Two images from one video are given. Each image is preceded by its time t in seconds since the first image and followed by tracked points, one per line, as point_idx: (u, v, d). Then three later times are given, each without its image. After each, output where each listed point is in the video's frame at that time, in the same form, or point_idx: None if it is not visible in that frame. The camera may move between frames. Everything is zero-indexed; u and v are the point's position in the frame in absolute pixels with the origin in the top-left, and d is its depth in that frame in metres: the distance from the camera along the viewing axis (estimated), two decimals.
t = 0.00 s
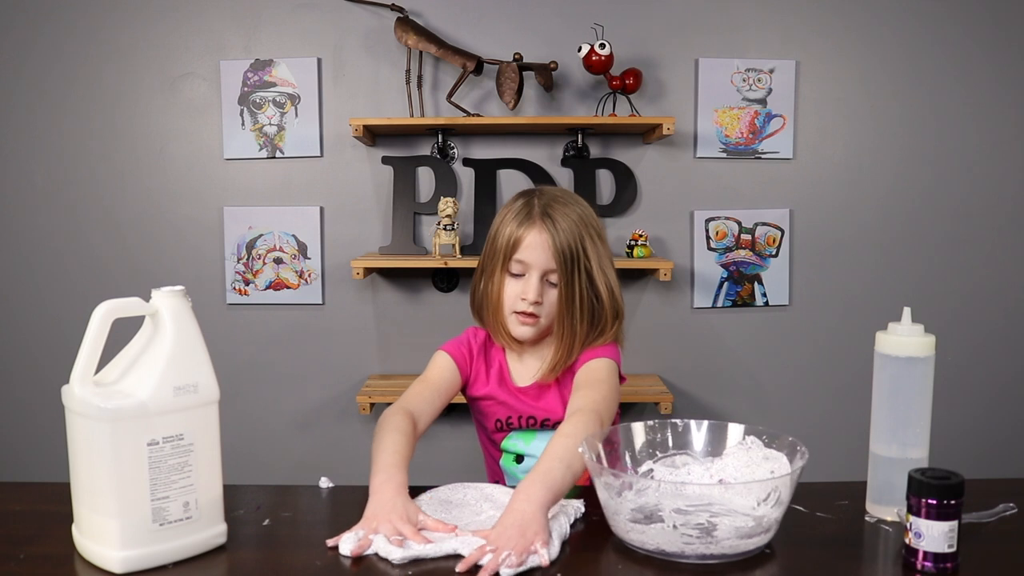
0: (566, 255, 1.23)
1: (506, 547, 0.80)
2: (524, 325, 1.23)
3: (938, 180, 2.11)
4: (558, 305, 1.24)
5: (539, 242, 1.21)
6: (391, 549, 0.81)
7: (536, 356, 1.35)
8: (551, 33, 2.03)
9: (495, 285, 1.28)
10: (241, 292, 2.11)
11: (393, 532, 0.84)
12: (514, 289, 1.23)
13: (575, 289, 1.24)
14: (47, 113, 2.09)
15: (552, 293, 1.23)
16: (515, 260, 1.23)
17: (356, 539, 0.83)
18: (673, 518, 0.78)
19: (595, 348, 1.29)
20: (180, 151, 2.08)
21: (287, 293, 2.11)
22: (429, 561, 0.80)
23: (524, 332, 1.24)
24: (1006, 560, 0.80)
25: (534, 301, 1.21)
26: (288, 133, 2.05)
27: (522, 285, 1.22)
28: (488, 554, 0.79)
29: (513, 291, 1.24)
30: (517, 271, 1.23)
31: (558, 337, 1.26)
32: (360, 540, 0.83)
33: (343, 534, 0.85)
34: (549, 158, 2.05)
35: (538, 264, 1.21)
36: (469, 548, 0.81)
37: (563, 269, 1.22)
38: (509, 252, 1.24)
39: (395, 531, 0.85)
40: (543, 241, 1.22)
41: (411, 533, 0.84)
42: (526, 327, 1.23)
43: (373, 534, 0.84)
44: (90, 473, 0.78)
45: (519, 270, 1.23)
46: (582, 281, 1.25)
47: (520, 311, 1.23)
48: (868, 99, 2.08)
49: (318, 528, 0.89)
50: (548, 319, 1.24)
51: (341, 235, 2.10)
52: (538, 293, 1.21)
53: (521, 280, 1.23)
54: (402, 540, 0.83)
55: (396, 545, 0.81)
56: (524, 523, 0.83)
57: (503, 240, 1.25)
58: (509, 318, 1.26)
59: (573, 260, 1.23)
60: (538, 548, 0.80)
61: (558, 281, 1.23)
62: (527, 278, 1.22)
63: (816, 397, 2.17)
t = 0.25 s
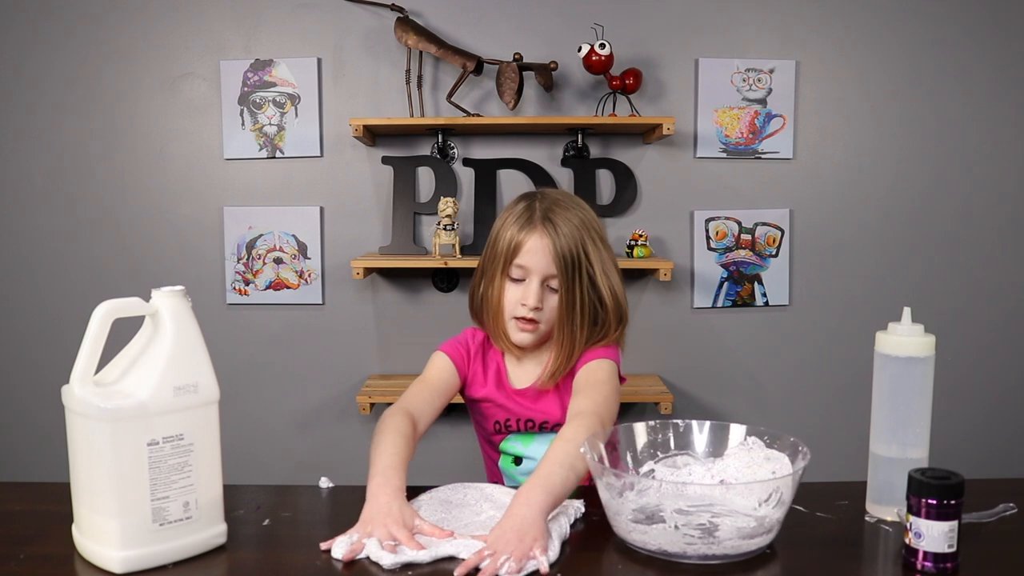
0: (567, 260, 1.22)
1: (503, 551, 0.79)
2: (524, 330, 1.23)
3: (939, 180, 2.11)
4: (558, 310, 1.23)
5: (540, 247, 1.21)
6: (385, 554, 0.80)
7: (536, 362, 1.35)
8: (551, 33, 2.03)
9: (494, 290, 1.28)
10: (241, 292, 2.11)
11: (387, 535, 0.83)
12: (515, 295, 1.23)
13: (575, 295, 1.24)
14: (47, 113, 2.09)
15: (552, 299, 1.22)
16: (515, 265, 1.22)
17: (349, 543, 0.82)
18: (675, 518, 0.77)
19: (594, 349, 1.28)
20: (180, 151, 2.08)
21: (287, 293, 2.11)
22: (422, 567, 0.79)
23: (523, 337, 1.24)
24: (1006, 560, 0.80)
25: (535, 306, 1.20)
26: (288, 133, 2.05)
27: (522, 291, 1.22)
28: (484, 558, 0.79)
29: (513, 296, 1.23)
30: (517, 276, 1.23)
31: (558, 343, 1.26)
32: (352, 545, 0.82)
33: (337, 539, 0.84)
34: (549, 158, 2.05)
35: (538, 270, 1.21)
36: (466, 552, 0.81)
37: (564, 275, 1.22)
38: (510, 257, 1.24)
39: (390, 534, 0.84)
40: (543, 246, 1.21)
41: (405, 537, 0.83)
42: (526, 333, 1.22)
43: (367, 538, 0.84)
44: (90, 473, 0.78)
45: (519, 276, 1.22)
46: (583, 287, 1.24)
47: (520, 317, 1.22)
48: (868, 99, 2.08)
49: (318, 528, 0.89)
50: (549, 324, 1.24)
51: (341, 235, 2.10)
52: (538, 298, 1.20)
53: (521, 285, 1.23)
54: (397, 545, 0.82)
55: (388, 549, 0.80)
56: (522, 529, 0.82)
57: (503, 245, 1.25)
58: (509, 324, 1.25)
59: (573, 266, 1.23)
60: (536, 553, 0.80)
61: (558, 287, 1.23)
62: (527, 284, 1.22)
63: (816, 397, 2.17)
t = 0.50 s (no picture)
0: (562, 262, 1.22)
1: (501, 550, 0.79)
2: (520, 331, 1.23)
3: (938, 180, 2.11)
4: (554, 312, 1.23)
5: (535, 249, 1.21)
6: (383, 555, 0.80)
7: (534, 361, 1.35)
8: (551, 33, 2.03)
9: (491, 292, 1.28)
10: (241, 292, 2.11)
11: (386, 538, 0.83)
12: (511, 296, 1.23)
13: (572, 296, 1.24)
14: (47, 113, 2.09)
15: (549, 300, 1.22)
16: (511, 266, 1.22)
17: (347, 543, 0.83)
18: (676, 518, 0.77)
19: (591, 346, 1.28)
20: (180, 151, 2.08)
21: (287, 293, 2.11)
22: (419, 570, 0.78)
23: (520, 339, 1.24)
24: (1006, 560, 0.80)
25: (530, 308, 1.20)
26: (288, 133, 2.05)
27: (518, 292, 1.22)
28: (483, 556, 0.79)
29: (509, 297, 1.23)
30: (513, 277, 1.23)
31: (555, 344, 1.26)
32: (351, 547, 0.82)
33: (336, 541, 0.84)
34: (549, 158, 2.05)
35: (534, 271, 1.21)
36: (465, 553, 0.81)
37: (560, 276, 1.22)
38: (506, 259, 1.24)
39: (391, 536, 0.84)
40: (539, 248, 1.21)
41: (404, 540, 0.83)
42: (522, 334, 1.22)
43: (366, 541, 0.83)
44: (90, 473, 0.78)
45: (515, 277, 1.22)
46: (579, 288, 1.24)
47: (516, 318, 1.22)
48: (868, 99, 2.08)
49: (318, 528, 0.89)
50: (545, 325, 1.24)
51: (341, 235, 2.10)
52: (534, 300, 1.20)
53: (517, 287, 1.23)
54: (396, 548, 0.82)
55: (387, 553, 0.80)
56: (517, 526, 0.83)
57: (500, 247, 1.25)
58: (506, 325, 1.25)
59: (569, 267, 1.23)
60: (532, 552, 0.80)
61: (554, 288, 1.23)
62: (523, 285, 1.22)
63: (816, 397, 2.17)
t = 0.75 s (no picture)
0: (566, 255, 1.23)
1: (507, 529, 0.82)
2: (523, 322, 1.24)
3: (938, 180, 2.11)
4: (557, 304, 1.24)
5: (540, 242, 1.22)
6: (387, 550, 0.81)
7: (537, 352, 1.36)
8: (551, 33, 2.03)
9: (496, 283, 1.28)
10: (241, 292, 2.11)
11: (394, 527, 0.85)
12: (515, 288, 1.23)
13: (574, 289, 1.25)
14: (47, 113, 2.09)
15: (551, 292, 1.23)
16: (516, 258, 1.23)
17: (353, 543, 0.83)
18: (676, 518, 0.78)
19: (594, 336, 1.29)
20: (180, 151, 2.08)
21: (287, 293, 2.11)
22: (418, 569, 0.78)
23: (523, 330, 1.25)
24: (1006, 561, 0.80)
25: (534, 299, 1.21)
26: (288, 133, 2.05)
27: (522, 284, 1.23)
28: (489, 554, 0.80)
29: (513, 289, 1.24)
30: (518, 269, 1.23)
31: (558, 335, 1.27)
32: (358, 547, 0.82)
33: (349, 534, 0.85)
34: (549, 158, 2.06)
35: (538, 264, 1.21)
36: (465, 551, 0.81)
37: (563, 269, 1.23)
38: (511, 251, 1.24)
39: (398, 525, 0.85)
40: (543, 241, 1.22)
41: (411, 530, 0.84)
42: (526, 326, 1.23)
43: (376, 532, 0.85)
44: (91, 473, 0.78)
45: (520, 269, 1.23)
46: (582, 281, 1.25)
47: (519, 310, 1.23)
48: (868, 99, 2.08)
49: (318, 528, 0.89)
50: (547, 316, 1.25)
51: (341, 235, 2.10)
52: (538, 291, 1.21)
53: (521, 279, 1.23)
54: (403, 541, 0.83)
55: (392, 545, 0.81)
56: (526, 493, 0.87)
57: (505, 239, 1.26)
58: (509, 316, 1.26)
59: (572, 261, 1.24)
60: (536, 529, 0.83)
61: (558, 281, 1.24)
62: (527, 277, 1.22)
63: (816, 397, 2.17)
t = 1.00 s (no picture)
0: (577, 252, 1.23)
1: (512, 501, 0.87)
2: (533, 317, 1.24)
3: (938, 180, 2.11)
4: (567, 300, 1.25)
5: (551, 238, 1.22)
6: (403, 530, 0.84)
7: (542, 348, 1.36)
8: (551, 33, 2.03)
9: (505, 278, 1.29)
10: (241, 292, 2.11)
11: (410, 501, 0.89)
12: (525, 283, 1.24)
13: (584, 285, 1.25)
14: (46, 113, 2.09)
15: (561, 287, 1.23)
16: (527, 254, 1.23)
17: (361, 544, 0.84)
18: (676, 518, 0.78)
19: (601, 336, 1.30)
20: (180, 151, 2.08)
21: (287, 293, 2.11)
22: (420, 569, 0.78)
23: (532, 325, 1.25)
24: (1005, 560, 0.80)
25: (545, 294, 1.21)
26: (288, 133, 2.05)
27: (532, 279, 1.23)
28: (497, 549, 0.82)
29: (524, 284, 1.24)
30: (529, 265, 1.24)
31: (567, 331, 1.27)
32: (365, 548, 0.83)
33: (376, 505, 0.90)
34: (549, 158, 2.06)
35: (549, 259, 1.22)
36: (466, 550, 0.80)
37: (574, 265, 1.23)
38: (522, 246, 1.24)
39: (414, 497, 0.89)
40: (555, 237, 1.22)
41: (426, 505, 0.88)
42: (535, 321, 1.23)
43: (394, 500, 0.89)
44: (91, 472, 0.78)
45: (531, 264, 1.23)
46: (592, 278, 1.26)
47: (529, 305, 1.23)
48: (868, 99, 2.08)
49: (318, 528, 0.89)
50: (556, 312, 1.25)
51: (341, 235, 2.10)
52: (548, 286, 1.21)
53: (532, 274, 1.23)
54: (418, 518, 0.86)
55: (409, 521, 0.85)
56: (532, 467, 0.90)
57: (516, 234, 1.26)
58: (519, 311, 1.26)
59: (583, 257, 1.24)
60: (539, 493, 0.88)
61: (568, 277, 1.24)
62: (538, 272, 1.22)
63: (815, 397, 2.17)
